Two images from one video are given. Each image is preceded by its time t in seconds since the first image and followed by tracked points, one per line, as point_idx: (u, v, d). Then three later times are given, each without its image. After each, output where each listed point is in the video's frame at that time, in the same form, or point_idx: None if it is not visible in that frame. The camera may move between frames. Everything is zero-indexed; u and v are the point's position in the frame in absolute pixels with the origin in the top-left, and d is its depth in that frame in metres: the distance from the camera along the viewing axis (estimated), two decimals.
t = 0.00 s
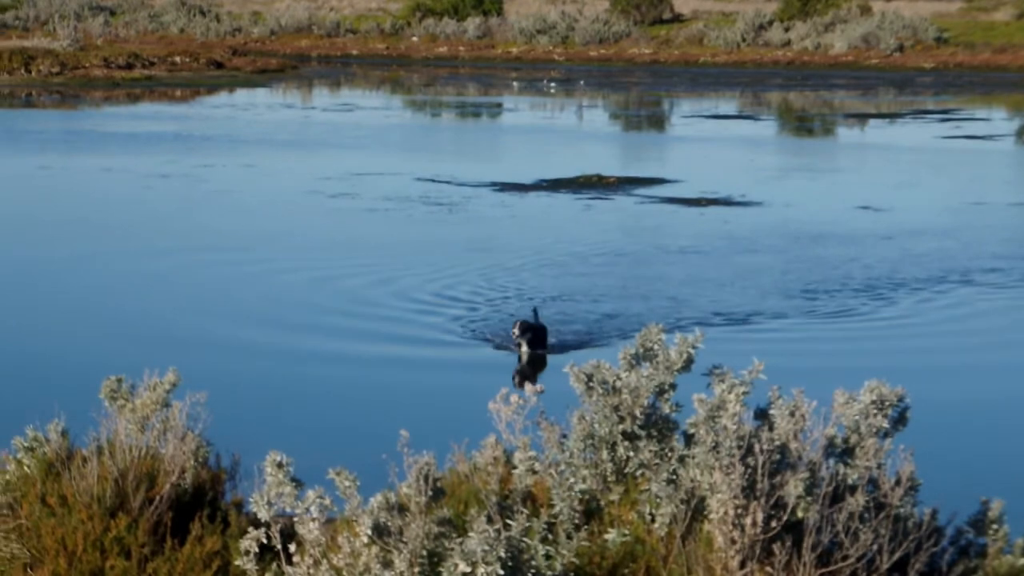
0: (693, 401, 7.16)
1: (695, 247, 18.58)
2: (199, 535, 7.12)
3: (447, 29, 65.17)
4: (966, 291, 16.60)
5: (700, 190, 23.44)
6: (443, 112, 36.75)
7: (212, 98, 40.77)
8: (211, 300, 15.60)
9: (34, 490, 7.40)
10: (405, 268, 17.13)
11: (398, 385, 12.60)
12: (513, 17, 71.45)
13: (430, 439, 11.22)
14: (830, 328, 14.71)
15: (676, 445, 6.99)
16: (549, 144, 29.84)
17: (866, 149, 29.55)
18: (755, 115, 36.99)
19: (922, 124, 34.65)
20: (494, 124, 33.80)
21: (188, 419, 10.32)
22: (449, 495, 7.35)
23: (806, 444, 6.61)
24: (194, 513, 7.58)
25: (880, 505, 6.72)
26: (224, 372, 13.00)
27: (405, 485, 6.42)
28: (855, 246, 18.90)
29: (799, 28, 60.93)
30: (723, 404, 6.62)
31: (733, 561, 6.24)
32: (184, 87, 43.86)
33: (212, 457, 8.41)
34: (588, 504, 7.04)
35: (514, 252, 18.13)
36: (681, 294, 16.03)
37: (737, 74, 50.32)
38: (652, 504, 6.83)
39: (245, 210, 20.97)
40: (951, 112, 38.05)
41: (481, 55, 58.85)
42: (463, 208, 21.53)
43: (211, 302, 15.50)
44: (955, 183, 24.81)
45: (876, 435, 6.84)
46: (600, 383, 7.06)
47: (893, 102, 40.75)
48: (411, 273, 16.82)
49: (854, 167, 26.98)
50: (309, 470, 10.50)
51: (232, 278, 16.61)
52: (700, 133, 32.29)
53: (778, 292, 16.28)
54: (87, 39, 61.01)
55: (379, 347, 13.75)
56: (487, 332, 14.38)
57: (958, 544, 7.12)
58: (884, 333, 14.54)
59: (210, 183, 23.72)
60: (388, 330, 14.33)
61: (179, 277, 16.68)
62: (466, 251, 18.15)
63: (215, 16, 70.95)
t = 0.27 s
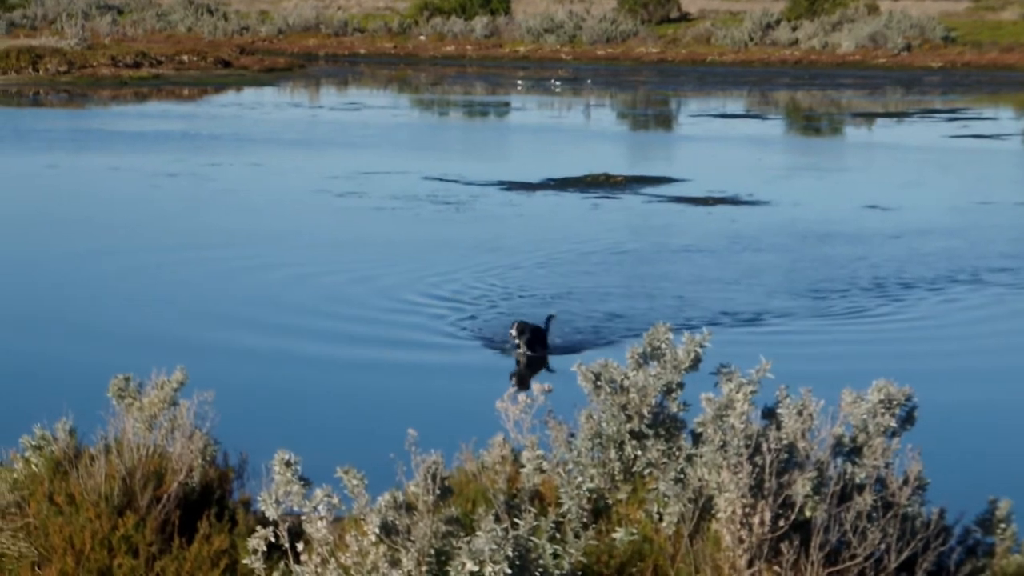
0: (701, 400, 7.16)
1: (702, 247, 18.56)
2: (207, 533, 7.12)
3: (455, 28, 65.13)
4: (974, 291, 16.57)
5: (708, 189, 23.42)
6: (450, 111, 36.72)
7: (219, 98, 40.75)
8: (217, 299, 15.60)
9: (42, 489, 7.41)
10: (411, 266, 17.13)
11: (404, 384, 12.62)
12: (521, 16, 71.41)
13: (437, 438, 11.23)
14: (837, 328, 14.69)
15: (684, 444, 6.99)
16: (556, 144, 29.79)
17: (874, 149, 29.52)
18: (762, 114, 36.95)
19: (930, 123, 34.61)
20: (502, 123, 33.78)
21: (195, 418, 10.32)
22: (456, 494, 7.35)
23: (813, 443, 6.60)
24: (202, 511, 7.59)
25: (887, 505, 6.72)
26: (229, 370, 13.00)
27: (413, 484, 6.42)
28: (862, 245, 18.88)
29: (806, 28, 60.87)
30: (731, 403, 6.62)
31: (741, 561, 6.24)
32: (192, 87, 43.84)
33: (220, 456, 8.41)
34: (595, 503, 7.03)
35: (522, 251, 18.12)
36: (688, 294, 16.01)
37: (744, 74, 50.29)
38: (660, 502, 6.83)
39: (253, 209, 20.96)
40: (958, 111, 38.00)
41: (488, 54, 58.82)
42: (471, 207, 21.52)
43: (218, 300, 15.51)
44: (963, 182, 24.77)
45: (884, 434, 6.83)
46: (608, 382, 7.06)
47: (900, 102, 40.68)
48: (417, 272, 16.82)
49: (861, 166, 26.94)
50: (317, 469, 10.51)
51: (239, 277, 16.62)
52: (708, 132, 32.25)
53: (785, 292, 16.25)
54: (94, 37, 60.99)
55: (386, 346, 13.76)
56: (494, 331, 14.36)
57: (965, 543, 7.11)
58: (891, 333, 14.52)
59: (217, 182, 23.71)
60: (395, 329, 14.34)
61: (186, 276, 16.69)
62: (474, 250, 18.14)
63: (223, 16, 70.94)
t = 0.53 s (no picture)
0: (706, 400, 7.14)
1: (709, 247, 18.55)
2: (212, 533, 7.12)
3: (461, 28, 65.15)
4: (979, 292, 16.57)
5: (714, 190, 23.42)
6: (456, 111, 36.74)
7: (226, 97, 40.80)
8: (222, 298, 15.60)
9: (47, 488, 7.40)
10: (415, 266, 17.13)
11: (407, 383, 12.61)
12: (526, 16, 71.43)
13: (442, 438, 11.23)
14: (843, 328, 14.70)
15: (690, 443, 6.97)
16: (563, 144, 29.79)
17: (880, 150, 29.50)
18: (769, 115, 36.91)
19: (936, 124, 34.57)
20: (508, 123, 33.79)
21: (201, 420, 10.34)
22: (461, 493, 7.33)
23: (819, 444, 6.60)
24: (208, 511, 7.59)
25: (893, 505, 6.71)
26: (234, 370, 13.00)
27: (418, 484, 6.41)
28: (867, 246, 18.87)
29: (812, 28, 60.85)
30: (736, 403, 6.62)
31: (747, 561, 6.24)
32: (198, 86, 43.89)
33: (224, 455, 8.39)
34: (600, 504, 7.02)
35: (527, 252, 18.11)
36: (693, 294, 16.01)
37: (751, 74, 50.29)
38: (665, 502, 6.82)
39: (260, 209, 20.96)
40: (964, 112, 37.96)
41: (494, 54, 58.83)
42: (477, 207, 21.52)
43: (223, 300, 15.52)
44: (970, 183, 24.74)
45: (890, 435, 6.81)
46: (613, 383, 7.05)
47: (906, 103, 40.68)
48: (422, 272, 16.83)
49: (868, 166, 26.92)
50: (323, 469, 10.51)
51: (242, 277, 16.62)
52: (714, 132, 32.23)
53: (790, 292, 16.26)
54: (100, 37, 61.05)
55: (390, 345, 13.77)
56: (498, 331, 14.36)
57: (970, 544, 7.10)
58: (896, 333, 14.53)
59: (225, 182, 23.72)
60: (399, 328, 14.35)
61: (191, 275, 16.68)
62: (479, 250, 18.13)
63: (229, 15, 70.98)
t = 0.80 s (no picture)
0: (710, 400, 7.15)
1: (712, 248, 18.55)
2: (215, 534, 7.12)
3: (464, 29, 65.16)
4: (982, 292, 16.57)
5: (717, 190, 23.42)
6: (459, 111, 36.73)
7: (229, 97, 40.81)
8: (224, 298, 15.61)
9: (50, 489, 7.41)
10: (417, 267, 17.14)
11: (409, 383, 12.62)
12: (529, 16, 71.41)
13: (444, 438, 11.24)
14: (845, 328, 14.70)
15: (693, 444, 6.98)
16: (566, 144, 29.78)
17: (884, 150, 29.48)
18: (772, 115, 36.88)
19: (939, 124, 34.56)
20: (512, 123, 33.77)
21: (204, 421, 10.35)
22: (465, 493, 7.34)
23: (821, 444, 6.60)
24: (211, 510, 7.59)
25: (896, 506, 6.71)
26: (235, 371, 13.00)
27: (422, 484, 6.41)
28: (870, 246, 18.87)
29: (816, 29, 60.84)
30: (739, 403, 6.63)
31: (750, 561, 6.24)
32: (202, 86, 43.93)
33: (228, 455, 8.40)
34: (603, 504, 7.02)
35: (529, 252, 18.12)
36: (696, 294, 16.02)
37: (754, 74, 50.26)
38: (669, 502, 6.82)
39: (263, 210, 20.97)
40: (968, 112, 37.94)
41: (497, 55, 58.78)
42: (480, 207, 21.53)
43: (225, 300, 15.53)
44: (973, 184, 24.74)
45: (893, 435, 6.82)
46: (617, 383, 7.06)
47: (909, 103, 40.73)
48: (424, 273, 16.83)
49: (871, 167, 26.92)
50: (325, 469, 10.52)
51: (244, 277, 16.63)
52: (717, 133, 32.21)
53: (794, 292, 16.26)
54: (103, 37, 61.03)
55: (391, 345, 13.79)
56: (501, 331, 14.38)
57: (974, 544, 7.10)
58: (898, 333, 14.53)
59: (228, 182, 23.72)
60: (401, 328, 14.36)
61: (193, 276, 16.69)
62: (481, 250, 18.14)
63: (232, 16, 70.97)
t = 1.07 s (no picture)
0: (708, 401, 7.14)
1: (711, 249, 18.56)
2: (212, 534, 7.12)
3: (463, 29, 65.17)
4: (980, 293, 16.58)
5: (716, 190, 23.43)
6: (458, 112, 36.74)
7: (228, 97, 40.81)
8: (222, 298, 15.61)
9: (48, 488, 7.40)
10: (414, 267, 17.14)
11: (406, 384, 12.63)
12: (528, 16, 71.42)
13: (441, 439, 11.25)
14: (847, 329, 14.72)
15: (691, 445, 6.98)
16: (565, 145, 29.78)
17: (883, 151, 29.47)
18: (771, 115, 36.88)
19: (938, 125, 34.58)
20: (510, 124, 33.77)
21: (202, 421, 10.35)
22: (462, 493, 7.33)
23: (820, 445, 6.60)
24: (209, 511, 7.59)
25: (894, 507, 6.70)
26: (232, 371, 13.00)
27: (420, 484, 6.40)
28: (869, 247, 18.88)
29: (814, 30, 60.84)
30: (737, 404, 6.63)
31: (747, 561, 6.23)
32: (201, 86, 43.95)
33: (225, 455, 8.39)
34: (601, 505, 7.01)
35: (528, 252, 18.13)
36: (694, 294, 16.03)
37: (753, 75, 50.24)
38: (667, 504, 6.82)
39: (263, 210, 20.98)
40: (967, 113, 37.94)
41: (495, 55, 58.77)
42: (478, 208, 21.54)
43: (223, 300, 15.53)
44: (972, 184, 24.74)
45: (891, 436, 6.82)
46: (615, 383, 7.05)
47: (908, 103, 40.73)
48: (422, 273, 16.84)
49: (870, 167, 26.92)
50: (323, 470, 10.52)
51: (242, 277, 16.63)
52: (716, 133, 32.21)
53: (792, 293, 16.27)
54: (102, 37, 61.08)
55: (389, 345, 13.79)
56: (499, 331, 14.39)
57: (971, 545, 7.09)
58: (896, 334, 14.54)
59: (227, 182, 23.73)
60: (399, 328, 14.36)
61: (191, 276, 16.70)
62: (479, 251, 18.15)
63: (231, 16, 70.99)
